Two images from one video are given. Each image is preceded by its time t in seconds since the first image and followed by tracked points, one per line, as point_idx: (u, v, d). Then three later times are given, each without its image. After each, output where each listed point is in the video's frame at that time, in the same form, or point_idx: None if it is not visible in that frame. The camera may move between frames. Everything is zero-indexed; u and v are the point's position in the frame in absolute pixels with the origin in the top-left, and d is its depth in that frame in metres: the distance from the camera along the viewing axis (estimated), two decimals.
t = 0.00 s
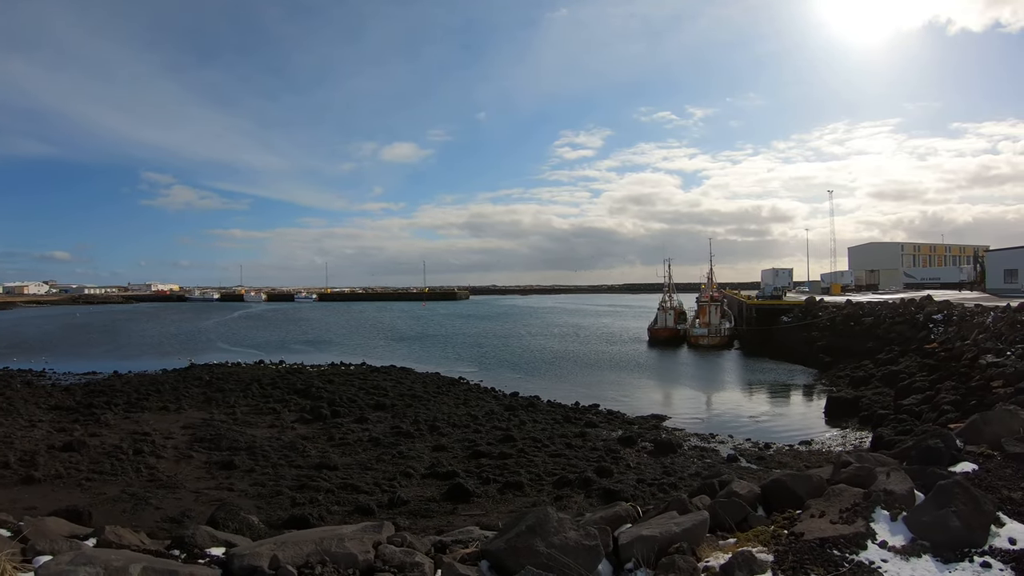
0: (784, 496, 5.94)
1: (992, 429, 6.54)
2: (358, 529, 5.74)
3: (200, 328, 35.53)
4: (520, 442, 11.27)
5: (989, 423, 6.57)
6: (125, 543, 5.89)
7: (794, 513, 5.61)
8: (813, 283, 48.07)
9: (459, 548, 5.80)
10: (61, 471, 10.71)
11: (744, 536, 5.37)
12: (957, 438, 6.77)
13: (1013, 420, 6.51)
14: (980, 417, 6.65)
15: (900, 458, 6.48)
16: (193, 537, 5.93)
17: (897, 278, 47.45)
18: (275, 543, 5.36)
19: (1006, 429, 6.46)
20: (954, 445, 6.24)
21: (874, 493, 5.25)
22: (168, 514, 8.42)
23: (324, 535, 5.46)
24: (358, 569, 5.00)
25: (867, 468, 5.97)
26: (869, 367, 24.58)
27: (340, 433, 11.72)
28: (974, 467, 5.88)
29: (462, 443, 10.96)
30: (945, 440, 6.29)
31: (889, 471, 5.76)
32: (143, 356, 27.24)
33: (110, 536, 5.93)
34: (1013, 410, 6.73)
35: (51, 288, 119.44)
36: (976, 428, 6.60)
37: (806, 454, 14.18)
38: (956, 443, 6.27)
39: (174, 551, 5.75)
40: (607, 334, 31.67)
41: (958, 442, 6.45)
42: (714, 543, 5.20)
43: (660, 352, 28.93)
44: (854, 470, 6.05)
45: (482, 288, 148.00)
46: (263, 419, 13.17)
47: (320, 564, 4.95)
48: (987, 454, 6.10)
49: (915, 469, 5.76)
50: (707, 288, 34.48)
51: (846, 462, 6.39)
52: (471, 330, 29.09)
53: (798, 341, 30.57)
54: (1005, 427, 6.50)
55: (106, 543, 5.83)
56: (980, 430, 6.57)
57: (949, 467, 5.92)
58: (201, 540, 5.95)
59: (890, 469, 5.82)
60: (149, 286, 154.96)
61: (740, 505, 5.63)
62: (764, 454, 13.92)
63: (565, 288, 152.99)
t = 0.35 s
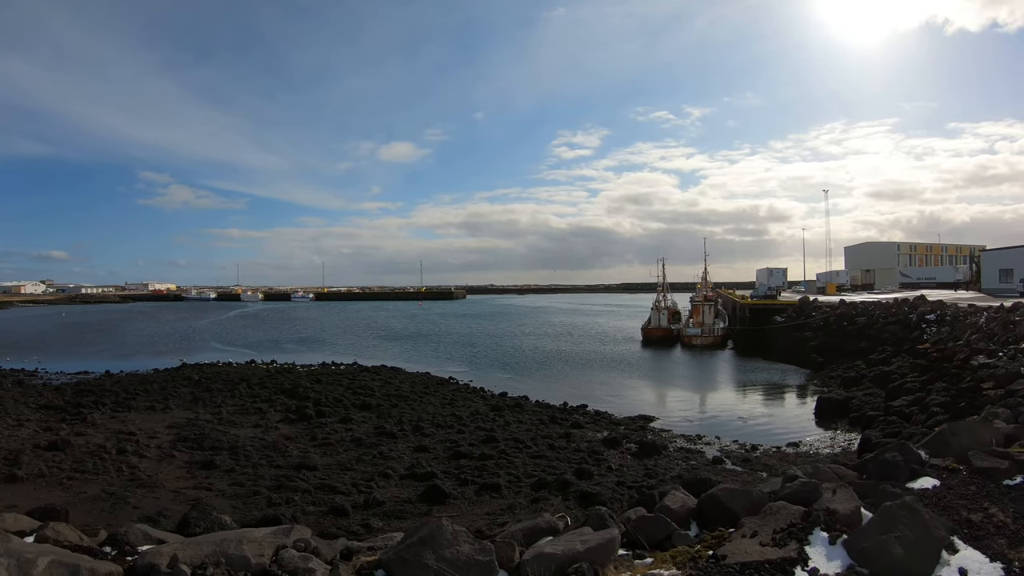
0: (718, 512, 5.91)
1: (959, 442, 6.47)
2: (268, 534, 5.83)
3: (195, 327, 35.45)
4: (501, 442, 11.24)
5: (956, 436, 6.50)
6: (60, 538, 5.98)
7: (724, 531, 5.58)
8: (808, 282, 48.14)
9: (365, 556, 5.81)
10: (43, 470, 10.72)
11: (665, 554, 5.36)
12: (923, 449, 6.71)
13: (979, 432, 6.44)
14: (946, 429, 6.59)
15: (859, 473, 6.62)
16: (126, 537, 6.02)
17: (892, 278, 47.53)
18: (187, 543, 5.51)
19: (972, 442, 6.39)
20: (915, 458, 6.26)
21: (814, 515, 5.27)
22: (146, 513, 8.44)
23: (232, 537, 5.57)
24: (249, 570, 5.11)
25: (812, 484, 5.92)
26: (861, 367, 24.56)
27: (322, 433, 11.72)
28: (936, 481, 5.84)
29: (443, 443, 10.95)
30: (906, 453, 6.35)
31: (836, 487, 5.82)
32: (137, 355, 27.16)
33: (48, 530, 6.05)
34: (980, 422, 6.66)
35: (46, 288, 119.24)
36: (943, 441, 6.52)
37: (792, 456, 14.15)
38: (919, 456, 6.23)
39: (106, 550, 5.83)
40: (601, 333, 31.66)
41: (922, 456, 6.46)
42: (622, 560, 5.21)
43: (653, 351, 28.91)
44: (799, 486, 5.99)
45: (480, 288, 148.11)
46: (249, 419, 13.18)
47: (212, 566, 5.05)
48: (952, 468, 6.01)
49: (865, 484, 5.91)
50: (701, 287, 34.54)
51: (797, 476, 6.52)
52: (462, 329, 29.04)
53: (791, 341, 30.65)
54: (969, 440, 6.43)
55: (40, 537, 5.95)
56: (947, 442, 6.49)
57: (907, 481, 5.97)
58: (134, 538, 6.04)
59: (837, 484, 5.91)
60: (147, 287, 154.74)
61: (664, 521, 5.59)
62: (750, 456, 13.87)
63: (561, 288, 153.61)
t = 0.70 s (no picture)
0: (645, 525, 5.87)
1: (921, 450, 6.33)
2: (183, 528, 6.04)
3: (190, 327, 35.45)
4: (483, 442, 11.23)
5: (917, 444, 6.37)
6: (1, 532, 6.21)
7: (641, 546, 5.59)
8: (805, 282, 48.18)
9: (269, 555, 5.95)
10: (27, 469, 10.77)
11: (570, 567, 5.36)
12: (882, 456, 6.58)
13: (941, 441, 6.33)
14: (909, 437, 6.43)
15: (807, 483, 6.33)
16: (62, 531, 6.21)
17: (889, 279, 47.57)
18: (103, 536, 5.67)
19: (934, 452, 6.27)
20: (863, 467, 6.02)
21: (739, 533, 5.21)
22: (124, 512, 8.47)
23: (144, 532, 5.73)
24: (150, 564, 5.21)
25: (746, 499, 5.86)
26: (853, 368, 24.56)
27: (306, 432, 11.74)
28: (889, 497, 5.64)
29: (425, 444, 10.95)
30: (853, 463, 6.10)
31: (769, 502, 5.66)
32: (131, 355, 27.18)
33: None
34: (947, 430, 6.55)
35: (44, 288, 119.06)
36: (903, 449, 6.38)
37: (778, 458, 14.14)
38: (876, 467, 6.04)
39: (44, 541, 6.09)
40: (595, 333, 31.69)
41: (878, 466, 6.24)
42: (518, 570, 5.18)
43: (647, 352, 28.93)
44: (734, 500, 5.93)
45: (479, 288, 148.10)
46: (235, 419, 13.21)
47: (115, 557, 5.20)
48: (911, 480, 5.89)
49: (808, 500, 5.73)
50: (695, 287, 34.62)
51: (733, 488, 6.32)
52: (456, 329, 29.06)
53: (785, 341, 30.75)
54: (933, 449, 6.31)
55: None
56: (907, 450, 6.35)
57: (857, 497, 5.71)
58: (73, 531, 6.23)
59: (771, 498, 5.73)
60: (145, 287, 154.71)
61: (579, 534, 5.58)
62: (736, 458, 13.83)
63: (561, 288, 153.62)
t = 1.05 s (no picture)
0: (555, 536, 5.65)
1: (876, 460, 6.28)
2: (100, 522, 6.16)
3: (184, 327, 35.39)
4: (464, 442, 11.24)
5: (874, 455, 6.28)
6: None
7: (547, 559, 5.40)
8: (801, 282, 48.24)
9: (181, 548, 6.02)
10: (9, 467, 10.77)
11: None
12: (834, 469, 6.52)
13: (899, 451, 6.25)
14: (865, 447, 6.35)
15: (750, 494, 6.06)
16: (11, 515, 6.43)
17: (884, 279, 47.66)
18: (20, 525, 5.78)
19: (890, 464, 6.19)
20: (804, 481, 5.90)
21: (650, 552, 5.00)
22: (100, 510, 8.48)
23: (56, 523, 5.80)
24: (56, 554, 5.33)
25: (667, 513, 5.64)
26: (845, 368, 24.55)
27: (289, 432, 11.75)
28: (832, 513, 5.47)
29: (406, 444, 10.96)
30: (793, 477, 5.97)
31: (690, 517, 5.45)
32: (123, 355, 27.11)
33: None
34: (908, 440, 6.50)
35: (40, 287, 119.05)
36: (858, 459, 6.31)
37: (763, 459, 14.13)
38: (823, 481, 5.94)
39: None
40: (588, 332, 31.69)
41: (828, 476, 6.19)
42: None
43: (639, 351, 28.90)
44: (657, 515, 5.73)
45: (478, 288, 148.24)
46: (220, 418, 13.22)
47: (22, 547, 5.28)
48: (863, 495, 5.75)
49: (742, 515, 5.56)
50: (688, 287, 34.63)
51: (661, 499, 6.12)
52: (449, 328, 29.07)
53: (778, 341, 30.79)
54: (891, 460, 6.23)
55: None
56: (863, 461, 6.26)
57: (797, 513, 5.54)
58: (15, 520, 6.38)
59: (693, 513, 5.52)
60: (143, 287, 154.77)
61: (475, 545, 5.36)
62: (721, 459, 13.81)
63: (559, 288, 153.68)
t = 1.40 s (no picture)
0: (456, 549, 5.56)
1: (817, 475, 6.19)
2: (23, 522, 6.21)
3: (175, 327, 35.33)
4: (441, 443, 11.29)
5: (814, 471, 6.19)
6: None
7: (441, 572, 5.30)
8: (793, 281, 48.45)
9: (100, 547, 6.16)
10: None
11: None
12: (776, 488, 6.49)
13: (842, 466, 6.15)
14: (805, 462, 6.26)
15: (678, 508, 5.95)
16: None
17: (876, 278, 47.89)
18: None
19: (831, 479, 6.09)
20: (726, 498, 5.86)
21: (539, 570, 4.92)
22: (73, 509, 8.52)
23: None
24: None
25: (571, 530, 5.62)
26: (832, 368, 24.69)
27: (269, 432, 11.81)
28: (757, 535, 5.43)
29: (383, 445, 11.01)
30: (717, 495, 5.90)
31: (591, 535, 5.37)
32: (111, 355, 27.04)
33: None
34: (857, 454, 6.39)
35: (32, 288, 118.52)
36: (799, 475, 6.23)
37: (744, 462, 14.18)
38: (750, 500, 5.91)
39: None
40: (578, 332, 31.79)
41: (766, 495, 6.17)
42: None
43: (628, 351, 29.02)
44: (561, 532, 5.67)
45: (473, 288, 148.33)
46: (201, 418, 13.26)
47: None
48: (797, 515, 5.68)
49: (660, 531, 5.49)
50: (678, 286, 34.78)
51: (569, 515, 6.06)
52: (438, 327, 29.13)
53: (766, 341, 30.96)
54: (833, 475, 6.14)
55: None
56: (802, 477, 6.18)
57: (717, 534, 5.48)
58: None
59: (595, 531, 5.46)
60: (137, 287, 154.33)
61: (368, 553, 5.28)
62: (701, 461, 13.87)
63: (555, 288, 153.86)
